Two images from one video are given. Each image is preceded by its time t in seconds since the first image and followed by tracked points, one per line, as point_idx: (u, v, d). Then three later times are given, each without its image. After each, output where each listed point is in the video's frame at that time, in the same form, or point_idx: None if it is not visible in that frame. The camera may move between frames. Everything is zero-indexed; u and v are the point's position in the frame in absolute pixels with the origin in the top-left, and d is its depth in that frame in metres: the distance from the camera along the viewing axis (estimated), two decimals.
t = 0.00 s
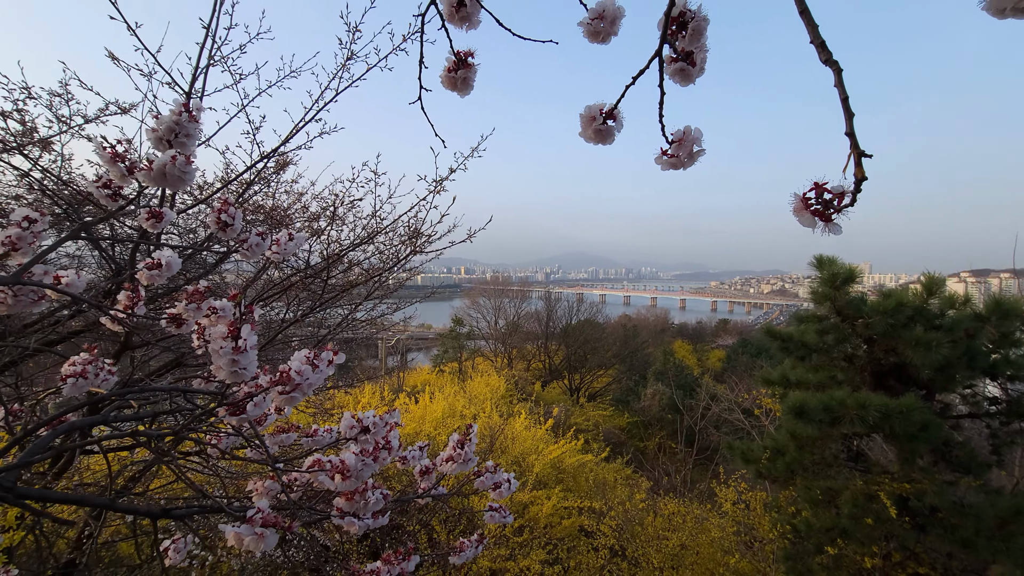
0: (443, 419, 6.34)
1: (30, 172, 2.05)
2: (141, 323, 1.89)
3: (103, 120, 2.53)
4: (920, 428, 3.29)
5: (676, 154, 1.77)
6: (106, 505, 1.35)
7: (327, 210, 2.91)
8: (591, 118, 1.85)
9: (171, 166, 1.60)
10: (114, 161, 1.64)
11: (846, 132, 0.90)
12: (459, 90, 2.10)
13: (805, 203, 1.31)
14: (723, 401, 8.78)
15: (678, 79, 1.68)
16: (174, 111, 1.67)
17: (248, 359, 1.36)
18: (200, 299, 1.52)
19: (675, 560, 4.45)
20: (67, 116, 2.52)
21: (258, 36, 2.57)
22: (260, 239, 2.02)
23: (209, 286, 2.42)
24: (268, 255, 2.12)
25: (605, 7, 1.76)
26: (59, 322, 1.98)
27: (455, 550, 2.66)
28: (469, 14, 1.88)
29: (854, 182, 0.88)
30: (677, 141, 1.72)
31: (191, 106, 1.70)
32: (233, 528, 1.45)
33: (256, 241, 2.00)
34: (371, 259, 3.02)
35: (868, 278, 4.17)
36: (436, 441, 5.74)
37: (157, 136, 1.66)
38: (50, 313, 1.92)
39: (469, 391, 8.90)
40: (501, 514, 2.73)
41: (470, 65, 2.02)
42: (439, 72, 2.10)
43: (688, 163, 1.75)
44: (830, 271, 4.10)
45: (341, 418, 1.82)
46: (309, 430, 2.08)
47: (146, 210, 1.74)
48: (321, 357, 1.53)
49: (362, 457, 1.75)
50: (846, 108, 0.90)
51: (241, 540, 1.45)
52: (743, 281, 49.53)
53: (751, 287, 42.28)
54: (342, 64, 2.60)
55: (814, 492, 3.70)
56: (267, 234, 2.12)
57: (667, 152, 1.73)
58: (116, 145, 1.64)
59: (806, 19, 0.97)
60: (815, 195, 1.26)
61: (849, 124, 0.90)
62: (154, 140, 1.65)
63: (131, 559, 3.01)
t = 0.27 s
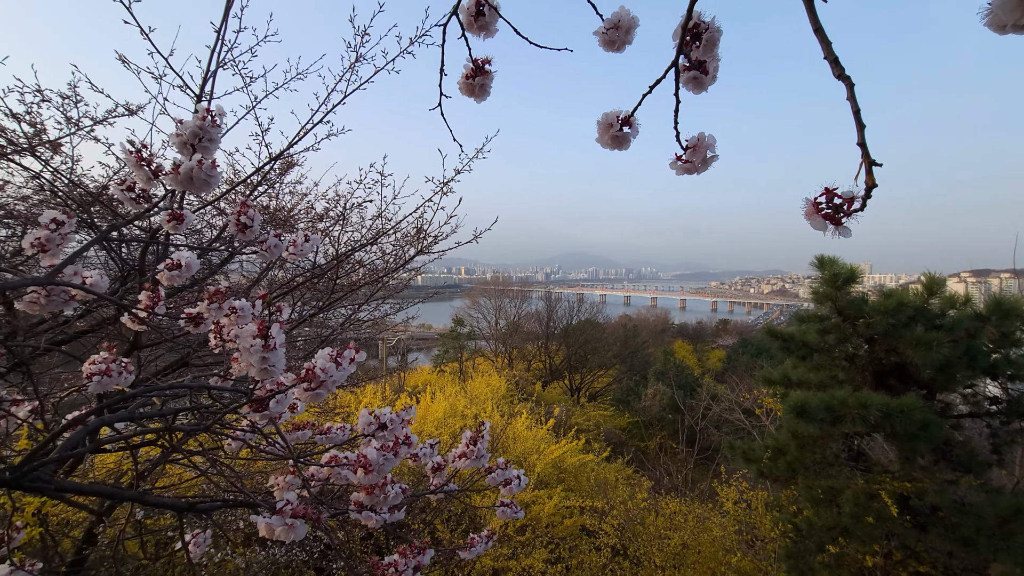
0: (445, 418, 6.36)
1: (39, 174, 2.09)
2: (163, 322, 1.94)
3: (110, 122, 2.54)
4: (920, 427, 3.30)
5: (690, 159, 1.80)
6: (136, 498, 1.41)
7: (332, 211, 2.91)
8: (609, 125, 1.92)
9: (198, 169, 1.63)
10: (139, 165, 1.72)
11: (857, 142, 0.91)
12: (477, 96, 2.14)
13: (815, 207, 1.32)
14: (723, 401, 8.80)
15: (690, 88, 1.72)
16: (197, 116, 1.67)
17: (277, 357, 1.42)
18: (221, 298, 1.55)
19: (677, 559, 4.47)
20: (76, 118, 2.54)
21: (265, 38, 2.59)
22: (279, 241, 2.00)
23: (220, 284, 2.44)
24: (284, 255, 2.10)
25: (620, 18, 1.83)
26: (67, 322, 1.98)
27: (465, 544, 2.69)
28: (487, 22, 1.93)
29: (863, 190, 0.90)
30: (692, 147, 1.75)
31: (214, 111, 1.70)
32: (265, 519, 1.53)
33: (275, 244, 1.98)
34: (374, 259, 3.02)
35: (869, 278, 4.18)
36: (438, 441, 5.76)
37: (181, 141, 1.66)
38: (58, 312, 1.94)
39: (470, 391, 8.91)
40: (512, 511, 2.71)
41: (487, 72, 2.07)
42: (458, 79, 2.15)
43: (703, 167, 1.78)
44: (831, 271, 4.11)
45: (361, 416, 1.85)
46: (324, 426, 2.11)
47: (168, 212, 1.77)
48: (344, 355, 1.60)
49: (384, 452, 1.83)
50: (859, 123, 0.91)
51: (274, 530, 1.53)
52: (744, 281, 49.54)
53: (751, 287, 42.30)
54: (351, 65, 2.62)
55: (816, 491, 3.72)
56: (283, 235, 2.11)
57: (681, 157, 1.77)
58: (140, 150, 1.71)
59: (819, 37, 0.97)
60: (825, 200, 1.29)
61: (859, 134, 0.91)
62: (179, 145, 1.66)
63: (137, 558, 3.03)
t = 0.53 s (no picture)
0: (447, 418, 6.38)
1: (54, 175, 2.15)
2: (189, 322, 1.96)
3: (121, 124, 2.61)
4: (923, 426, 3.32)
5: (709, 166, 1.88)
6: (175, 489, 1.42)
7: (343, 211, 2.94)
8: (631, 132, 2.01)
9: (233, 173, 1.70)
10: (173, 169, 1.73)
11: (872, 153, 0.94)
12: (499, 104, 2.19)
13: (829, 211, 1.36)
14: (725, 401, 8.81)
15: (709, 96, 1.80)
16: (228, 123, 1.72)
17: (313, 353, 1.48)
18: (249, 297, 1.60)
19: (680, 558, 4.48)
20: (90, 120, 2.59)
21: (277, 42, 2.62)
22: (303, 241, 2.03)
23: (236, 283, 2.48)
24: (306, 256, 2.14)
25: (639, 31, 1.95)
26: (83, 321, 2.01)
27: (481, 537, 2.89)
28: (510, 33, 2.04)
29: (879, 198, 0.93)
30: (710, 153, 1.82)
31: (243, 118, 1.76)
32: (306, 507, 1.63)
33: (299, 244, 2.02)
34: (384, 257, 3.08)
35: (872, 278, 4.20)
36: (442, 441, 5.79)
37: (214, 146, 1.72)
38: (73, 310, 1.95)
39: (472, 391, 8.93)
40: (527, 504, 2.77)
41: (510, 81, 2.13)
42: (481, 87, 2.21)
43: (721, 173, 1.85)
44: (834, 272, 4.13)
45: (384, 411, 1.86)
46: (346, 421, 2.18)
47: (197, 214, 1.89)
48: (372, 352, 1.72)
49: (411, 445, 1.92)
50: (874, 136, 0.95)
51: (314, 517, 1.64)
52: (745, 281, 49.49)
53: (752, 287, 42.27)
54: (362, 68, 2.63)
55: (819, 490, 3.74)
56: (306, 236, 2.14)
57: (700, 163, 1.84)
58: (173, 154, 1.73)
59: (837, 56, 1.01)
60: (840, 205, 1.32)
61: (875, 146, 0.94)
62: (211, 150, 1.72)
63: (145, 556, 3.06)
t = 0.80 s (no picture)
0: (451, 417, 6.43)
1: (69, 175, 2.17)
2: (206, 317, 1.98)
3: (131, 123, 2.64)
4: (926, 425, 3.33)
5: (731, 166, 1.90)
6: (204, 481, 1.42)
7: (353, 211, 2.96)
8: (654, 133, 2.02)
9: (259, 173, 1.73)
10: (201, 170, 1.72)
11: (899, 153, 0.95)
12: (521, 105, 2.23)
13: (852, 210, 1.37)
14: (726, 401, 8.82)
15: (729, 97, 1.82)
16: (252, 123, 1.76)
17: (343, 348, 1.52)
18: (272, 294, 1.63)
19: (683, 557, 4.50)
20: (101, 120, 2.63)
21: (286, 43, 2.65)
22: (324, 240, 2.06)
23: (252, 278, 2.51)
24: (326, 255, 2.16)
25: (661, 34, 1.96)
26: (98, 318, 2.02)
27: (493, 532, 2.91)
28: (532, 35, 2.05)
29: (905, 198, 0.94)
30: (733, 154, 1.84)
31: (265, 118, 1.80)
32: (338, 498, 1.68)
33: (319, 243, 2.01)
34: (394, 255, 3.12)
35: (875, 278, 4.22)
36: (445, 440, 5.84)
37: (238, 147, 1.75)
38: (89, 305, 1.94)
39: (473, 390, 8.95)
40: (542, 498, 2.74)
41: (532, 82, 2.15)
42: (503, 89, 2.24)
43: (743, 173, 1.87)
44: (837, 271, 4.15)
45: (405, 407, 1.89)
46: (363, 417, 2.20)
47: (219, 214, 1.93)
48: (397, 348, 1.76)
49: (435, 438, 1.97)
50: (902, 139, 0.95)
51: (345, 507, 1.69)
52: (745, 281, 49.48)
53: (753, 287, 42.21)
54: (369, 68, 2.52)
55: (822, 489, 3.74)
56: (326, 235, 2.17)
57: (723, 163, 1.85)
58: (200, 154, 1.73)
59: (865, 62, 1.02)
60: (863, 204, 1.33)
61: (903, 146, 0.95)
62: (236, 151, 1.75)
63: (150, 555, 3.07)
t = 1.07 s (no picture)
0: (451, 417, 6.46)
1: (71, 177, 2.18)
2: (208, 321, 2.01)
3: (131, 125, 2.65)
4: (923, 424, 3.35)
5: (726, 172, 1.90)
6: (209, 480, 1.44)
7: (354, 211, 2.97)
8: (652, 139, 2.02)
9: (264, 178, 1.74)
10: (206, 174, 1.72)
11: (887, 163, 0.97)
12: (521, 111, 2.23)
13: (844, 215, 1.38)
14: (725, 400, 8.83)
15: (723, 105, 1.82)
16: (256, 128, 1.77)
17: (347, 351, 1.53)
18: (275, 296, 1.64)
19: (682, 555, 4.52)
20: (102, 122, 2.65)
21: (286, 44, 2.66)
22: (326, 242, 2.07)
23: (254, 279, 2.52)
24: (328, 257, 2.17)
25: (659, 42, 1.97)
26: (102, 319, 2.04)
27: (494, 531, 2.93)
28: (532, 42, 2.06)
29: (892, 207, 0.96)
30: (728, 160, 1.84)
31: (270, 123, 1.80)
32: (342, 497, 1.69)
33: (321, 244, 2.02)
34: (394, 255, 3.13)
35: (872, 278, 4.23)
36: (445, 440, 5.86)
37: (243, 151, 1.76)
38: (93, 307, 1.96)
39: (473, 390, 8.96)
40: (542, 497, 2.75)
41: (532, 89, 2.17)
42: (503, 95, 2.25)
43: (739, 179, 1.87)
44: (835, 271, 4.17)
45: (407, 407, 1.91)
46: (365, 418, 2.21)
47: (223, 217, 1.94)
48: (401, 349, 1.78)
49: (437, 438, 1.97)
50: (889, 148, 0.97)
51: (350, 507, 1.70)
52: (744, 281, 49.51)
53: (752, 286, 42.25)
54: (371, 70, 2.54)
55: (820, 488, 3.76)
56: (328, 237, 2.17)
57: (718, 169, 1.85)
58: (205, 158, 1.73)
59: (855, 74, 1.04)
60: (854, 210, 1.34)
61: (890, 157, 0.96)
62: (241, 155, 1.74)
63: (152, 555, 3.08)
